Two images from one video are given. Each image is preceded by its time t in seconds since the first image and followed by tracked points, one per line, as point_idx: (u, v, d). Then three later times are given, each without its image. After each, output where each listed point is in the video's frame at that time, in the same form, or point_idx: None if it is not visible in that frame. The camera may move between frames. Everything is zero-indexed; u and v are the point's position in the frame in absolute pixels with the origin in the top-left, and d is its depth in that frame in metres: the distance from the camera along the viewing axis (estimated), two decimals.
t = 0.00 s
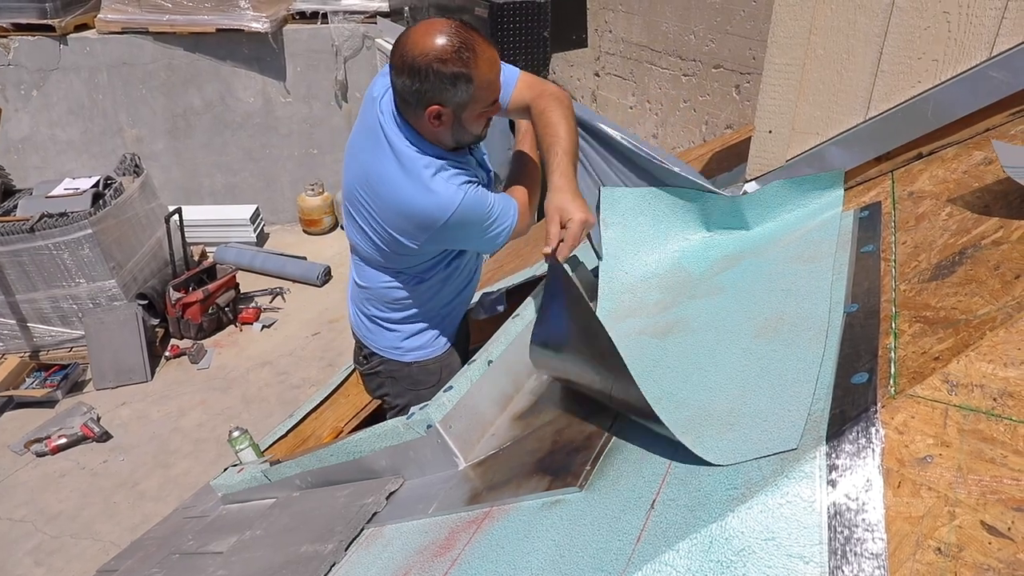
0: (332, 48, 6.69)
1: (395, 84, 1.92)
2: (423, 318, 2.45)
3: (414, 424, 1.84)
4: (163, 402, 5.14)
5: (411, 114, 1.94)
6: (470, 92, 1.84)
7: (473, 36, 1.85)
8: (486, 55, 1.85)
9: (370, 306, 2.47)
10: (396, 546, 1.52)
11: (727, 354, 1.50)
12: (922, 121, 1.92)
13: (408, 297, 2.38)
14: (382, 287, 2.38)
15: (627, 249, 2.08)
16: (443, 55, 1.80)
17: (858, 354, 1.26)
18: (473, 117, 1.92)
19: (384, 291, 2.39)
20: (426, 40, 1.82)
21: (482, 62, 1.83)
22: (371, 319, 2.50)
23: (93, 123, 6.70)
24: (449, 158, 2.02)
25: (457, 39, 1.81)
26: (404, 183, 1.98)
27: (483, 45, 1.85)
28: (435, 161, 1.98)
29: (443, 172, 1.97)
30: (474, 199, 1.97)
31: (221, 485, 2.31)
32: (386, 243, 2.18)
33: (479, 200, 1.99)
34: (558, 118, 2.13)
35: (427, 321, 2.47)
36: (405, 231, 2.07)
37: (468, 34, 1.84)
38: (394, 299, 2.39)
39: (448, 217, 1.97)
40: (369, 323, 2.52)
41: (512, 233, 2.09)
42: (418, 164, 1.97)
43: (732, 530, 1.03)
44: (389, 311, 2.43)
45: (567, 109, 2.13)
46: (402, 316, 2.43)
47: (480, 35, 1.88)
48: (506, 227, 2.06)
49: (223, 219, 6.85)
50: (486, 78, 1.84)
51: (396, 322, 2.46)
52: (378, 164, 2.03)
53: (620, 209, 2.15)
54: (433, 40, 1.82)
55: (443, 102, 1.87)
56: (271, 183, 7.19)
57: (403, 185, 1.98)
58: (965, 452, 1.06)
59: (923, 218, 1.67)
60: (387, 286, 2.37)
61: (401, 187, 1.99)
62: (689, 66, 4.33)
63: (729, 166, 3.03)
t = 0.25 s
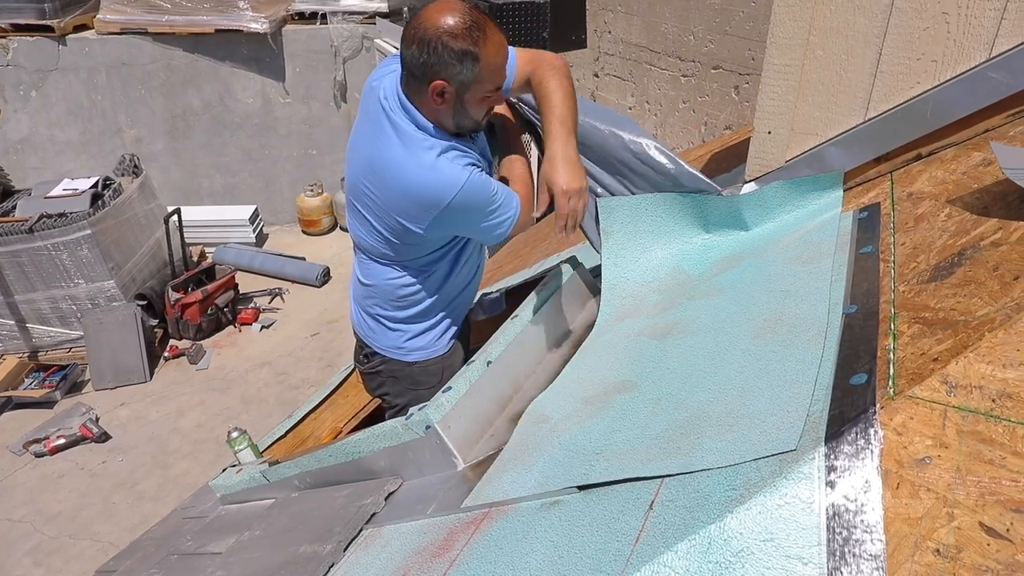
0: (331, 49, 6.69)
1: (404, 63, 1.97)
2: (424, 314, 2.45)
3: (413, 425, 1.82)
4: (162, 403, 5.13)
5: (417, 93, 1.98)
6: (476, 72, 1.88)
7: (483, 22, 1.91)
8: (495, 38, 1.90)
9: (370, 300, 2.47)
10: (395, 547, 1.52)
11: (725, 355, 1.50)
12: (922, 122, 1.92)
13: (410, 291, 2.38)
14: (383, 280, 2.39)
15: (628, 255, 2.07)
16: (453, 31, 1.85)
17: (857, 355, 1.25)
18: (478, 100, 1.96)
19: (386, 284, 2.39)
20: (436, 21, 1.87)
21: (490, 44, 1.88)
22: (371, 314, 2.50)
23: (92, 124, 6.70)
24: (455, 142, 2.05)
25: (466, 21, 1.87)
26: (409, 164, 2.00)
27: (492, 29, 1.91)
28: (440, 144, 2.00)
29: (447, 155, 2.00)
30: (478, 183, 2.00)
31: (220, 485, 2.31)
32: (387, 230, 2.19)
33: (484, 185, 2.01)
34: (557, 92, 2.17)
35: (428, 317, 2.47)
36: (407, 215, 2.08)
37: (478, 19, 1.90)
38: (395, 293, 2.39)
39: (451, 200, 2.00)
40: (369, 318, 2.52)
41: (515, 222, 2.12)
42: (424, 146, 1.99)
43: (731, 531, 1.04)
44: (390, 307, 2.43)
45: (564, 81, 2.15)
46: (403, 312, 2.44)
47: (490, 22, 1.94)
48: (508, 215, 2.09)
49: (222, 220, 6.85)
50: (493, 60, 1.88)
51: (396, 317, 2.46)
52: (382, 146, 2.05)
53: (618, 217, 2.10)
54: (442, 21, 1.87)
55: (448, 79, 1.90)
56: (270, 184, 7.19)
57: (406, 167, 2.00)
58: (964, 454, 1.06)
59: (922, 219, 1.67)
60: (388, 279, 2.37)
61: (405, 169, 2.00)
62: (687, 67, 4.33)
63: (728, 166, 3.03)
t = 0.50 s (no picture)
0: (330, 50, 6.69)
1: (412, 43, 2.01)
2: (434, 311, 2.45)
3: (412, 427, 1.81)
4: (161, 404, 5.13)
5: (425, 70, 2.01)
6: (487, 44, 1.92)
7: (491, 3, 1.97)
8: (503, 16, 1.96)
9: (377, 299, 2.47)
10: (393, 549, 1.52)
11: (724, 356, 1.50)
12: (919, 122, 1.92)
13: (418, 287, 2.38)
14: (391, 276, 2.39)
15: (626, 257, 2.08)
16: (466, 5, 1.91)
17: (855, 357, 1.25)
18: (487, 76, 1.99)
19: (394, 280, 2.39)
20: None
21: (499, 19, 1.94)
22: (379, 312, 2.50)
23: (89, 125, 6.69)
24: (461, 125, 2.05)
25: None
26: (413, 147, 2.00)
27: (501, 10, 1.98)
28: (445, 126, 2.01)
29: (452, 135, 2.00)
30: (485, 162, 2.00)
31: (218, 487, 2.31)
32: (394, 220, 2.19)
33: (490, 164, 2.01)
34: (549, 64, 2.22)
35: (437, 315, 2.46)
36: (413, 202, 2.08)
37: None
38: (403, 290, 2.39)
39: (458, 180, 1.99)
40: (378, 317, 2.52)
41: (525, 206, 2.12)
42: (429, 128, 2.00)
43: (729, 533, 1.04)
44: (398, 304, 2.43)
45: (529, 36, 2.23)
46: (412, 310, 2.43)
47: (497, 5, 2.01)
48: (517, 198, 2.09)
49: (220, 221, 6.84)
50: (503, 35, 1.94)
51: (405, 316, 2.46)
52: (386, 132, 2.06)
53: (616, 220, 2.09)
54: None
55: (459, 52, 1.93)
56: (268, 185, 7.19)
57: (410, 149, 2.00)
58: (962, 455, 1.06)
59: (920, 220, 1.67)
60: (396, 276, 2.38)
61: (411, 153, 2.00)
62: (686, 67, 4.33)
63: (726, 167, 3.03)
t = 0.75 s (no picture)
0: (329, 50, 6.70)
1: (432, 25, 2.11)
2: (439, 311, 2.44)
3: (410, 426, 1.82)
4: (160, 404, 5.12)
5: (445, 50, 2.10)
6: (503, 14, 2.03)
7: None
8: None
9: (385, 293, 2.47)
10: (392, 548, 1.51)
11: (723, 357, 1.50)
12: (919, 123, 1.91)
13: (426, 282, 2.38)
14: (399, 271, 2.39)
15: (627, 263, 2.09)
16: None
17: (854, 357, 1.25)
18: (504, 48, 2.10)
19: (403, 273, 2.38)
20: None
21: None
22: (386, 310, 2.50)
23: (89, 124, 6.69)
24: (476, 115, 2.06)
25: None
26: (426, 129, 2.01)
27: None
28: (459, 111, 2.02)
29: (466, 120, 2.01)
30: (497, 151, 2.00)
31: (217, 487, 2.31)
32: (403, 208, 2.18)
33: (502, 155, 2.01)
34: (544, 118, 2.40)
35: (445, 313, 2.46)
36: (426, 186, 2.07)
37: None
38: (410, 285, 2.39)
39: (468, 166, 1.98)
40: (384, 314, 2.52)
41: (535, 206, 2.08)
42: (443, 111, 2.01)
43: (727, 532, 1.04)
44: (406, 298, 2.42)
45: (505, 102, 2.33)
46: (418, 308, 2.43)
47: None
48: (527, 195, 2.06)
49: (219, 221, 6.84)
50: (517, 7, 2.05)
51: (411, 313, 2.46)
52: (401, 113, 2.08)
53: (617, 226, 2.10)
54: None
55: (478, 25, 2.03)
56: (268, 184, 7.19)
57: (426, 130, 2.01)
58: (960, 455, 1.06)
59: (919, 220, 1.67)
60: (404, 271, 2.38)
61: (422, 134, 2.01)
62: (685, 68, 4.34)
63: (725, 167, 3.03)
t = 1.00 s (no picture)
0: (328, 49, 6.70)
1: (448, 18, 2.19)
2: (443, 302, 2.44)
3: (410, 425, 1.83)
4: (159, 403, 5.12)
5: (459, 41, 2.17)
6: (516, 8, 2.11)
7: None
8: None
9: (389, 279, 2.46)
10: (391, 548, 1.51)
11: (723, 356, 1.50)
12: (919, 123, 1.91)
13: (431, 269, 2.37)
14: (405, 258, 2.39)
15: (629, 265, 2.10)
16: None
17: (854, 357, 1.25)
18: (517, 41, 2.18)
19: (408, 258, 2.38)
20: None
21: None
22: (390, 300, 2.49)
23: (88, 123, 6.68)
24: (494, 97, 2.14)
25: None
26: (446, 103, 2.06)
27: None
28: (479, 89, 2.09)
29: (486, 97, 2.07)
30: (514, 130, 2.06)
31: (217, 486, 2.31)
32: (415, 187, 2.20)
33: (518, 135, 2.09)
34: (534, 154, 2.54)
35: (448, 306, 2.45)
36: (441, 160, 2.10)
37: None
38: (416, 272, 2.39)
39: (486, 139, 2.04)
40: (388, 305, 2.50)
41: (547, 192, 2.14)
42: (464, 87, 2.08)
43: (727, 532, 1.04)
44: (409, 286, 2.41)
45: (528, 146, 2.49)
46: (423, 298, 2.42)
47: None
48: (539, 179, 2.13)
49: (219, 220, 6.84)
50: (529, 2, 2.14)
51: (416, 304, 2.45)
52: (421, 92, 2.13)
53: (617, 229, 2.09)
54: None
55: (492, 17, 2.11)
56: (267, 184, 7.19)
57: (446, 104, 2.06)
58: (960, 455, 1.06)
59: (919, 220, 1.67)
60: (410, 258, 2.38)
61: (442, 107, 2.06)
62: (684, 68, 4.33)
63: (724, 167, 3.03)
